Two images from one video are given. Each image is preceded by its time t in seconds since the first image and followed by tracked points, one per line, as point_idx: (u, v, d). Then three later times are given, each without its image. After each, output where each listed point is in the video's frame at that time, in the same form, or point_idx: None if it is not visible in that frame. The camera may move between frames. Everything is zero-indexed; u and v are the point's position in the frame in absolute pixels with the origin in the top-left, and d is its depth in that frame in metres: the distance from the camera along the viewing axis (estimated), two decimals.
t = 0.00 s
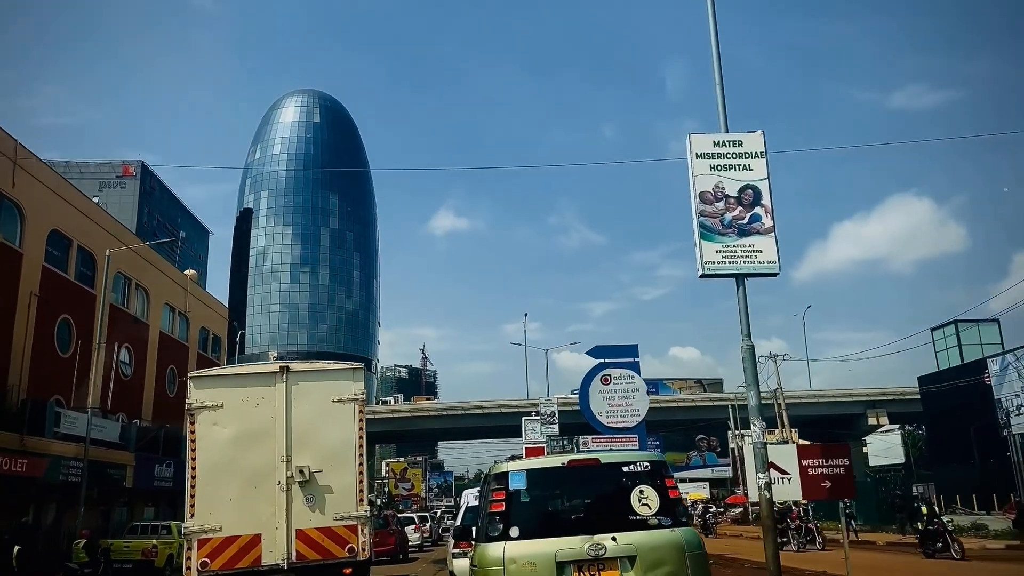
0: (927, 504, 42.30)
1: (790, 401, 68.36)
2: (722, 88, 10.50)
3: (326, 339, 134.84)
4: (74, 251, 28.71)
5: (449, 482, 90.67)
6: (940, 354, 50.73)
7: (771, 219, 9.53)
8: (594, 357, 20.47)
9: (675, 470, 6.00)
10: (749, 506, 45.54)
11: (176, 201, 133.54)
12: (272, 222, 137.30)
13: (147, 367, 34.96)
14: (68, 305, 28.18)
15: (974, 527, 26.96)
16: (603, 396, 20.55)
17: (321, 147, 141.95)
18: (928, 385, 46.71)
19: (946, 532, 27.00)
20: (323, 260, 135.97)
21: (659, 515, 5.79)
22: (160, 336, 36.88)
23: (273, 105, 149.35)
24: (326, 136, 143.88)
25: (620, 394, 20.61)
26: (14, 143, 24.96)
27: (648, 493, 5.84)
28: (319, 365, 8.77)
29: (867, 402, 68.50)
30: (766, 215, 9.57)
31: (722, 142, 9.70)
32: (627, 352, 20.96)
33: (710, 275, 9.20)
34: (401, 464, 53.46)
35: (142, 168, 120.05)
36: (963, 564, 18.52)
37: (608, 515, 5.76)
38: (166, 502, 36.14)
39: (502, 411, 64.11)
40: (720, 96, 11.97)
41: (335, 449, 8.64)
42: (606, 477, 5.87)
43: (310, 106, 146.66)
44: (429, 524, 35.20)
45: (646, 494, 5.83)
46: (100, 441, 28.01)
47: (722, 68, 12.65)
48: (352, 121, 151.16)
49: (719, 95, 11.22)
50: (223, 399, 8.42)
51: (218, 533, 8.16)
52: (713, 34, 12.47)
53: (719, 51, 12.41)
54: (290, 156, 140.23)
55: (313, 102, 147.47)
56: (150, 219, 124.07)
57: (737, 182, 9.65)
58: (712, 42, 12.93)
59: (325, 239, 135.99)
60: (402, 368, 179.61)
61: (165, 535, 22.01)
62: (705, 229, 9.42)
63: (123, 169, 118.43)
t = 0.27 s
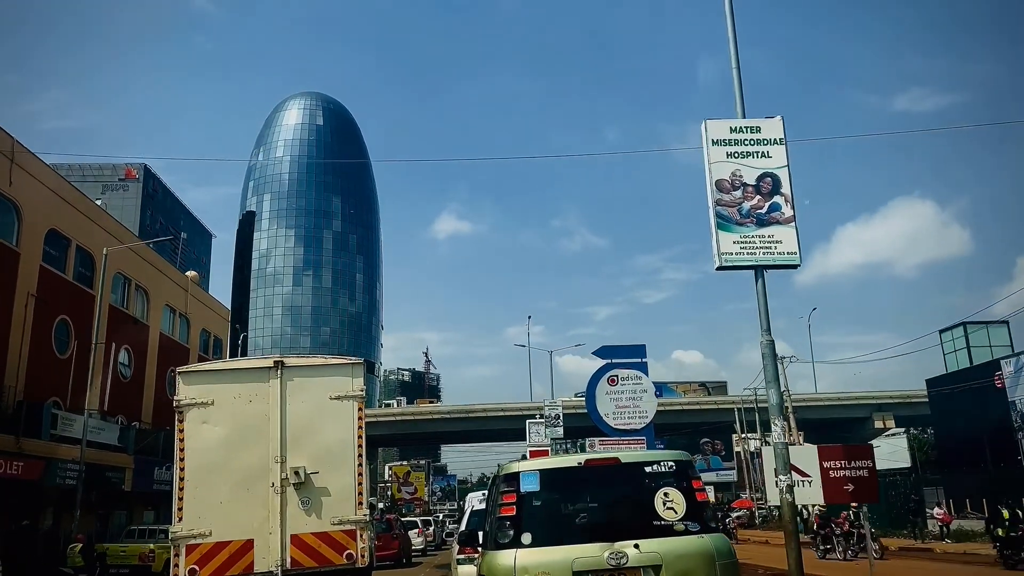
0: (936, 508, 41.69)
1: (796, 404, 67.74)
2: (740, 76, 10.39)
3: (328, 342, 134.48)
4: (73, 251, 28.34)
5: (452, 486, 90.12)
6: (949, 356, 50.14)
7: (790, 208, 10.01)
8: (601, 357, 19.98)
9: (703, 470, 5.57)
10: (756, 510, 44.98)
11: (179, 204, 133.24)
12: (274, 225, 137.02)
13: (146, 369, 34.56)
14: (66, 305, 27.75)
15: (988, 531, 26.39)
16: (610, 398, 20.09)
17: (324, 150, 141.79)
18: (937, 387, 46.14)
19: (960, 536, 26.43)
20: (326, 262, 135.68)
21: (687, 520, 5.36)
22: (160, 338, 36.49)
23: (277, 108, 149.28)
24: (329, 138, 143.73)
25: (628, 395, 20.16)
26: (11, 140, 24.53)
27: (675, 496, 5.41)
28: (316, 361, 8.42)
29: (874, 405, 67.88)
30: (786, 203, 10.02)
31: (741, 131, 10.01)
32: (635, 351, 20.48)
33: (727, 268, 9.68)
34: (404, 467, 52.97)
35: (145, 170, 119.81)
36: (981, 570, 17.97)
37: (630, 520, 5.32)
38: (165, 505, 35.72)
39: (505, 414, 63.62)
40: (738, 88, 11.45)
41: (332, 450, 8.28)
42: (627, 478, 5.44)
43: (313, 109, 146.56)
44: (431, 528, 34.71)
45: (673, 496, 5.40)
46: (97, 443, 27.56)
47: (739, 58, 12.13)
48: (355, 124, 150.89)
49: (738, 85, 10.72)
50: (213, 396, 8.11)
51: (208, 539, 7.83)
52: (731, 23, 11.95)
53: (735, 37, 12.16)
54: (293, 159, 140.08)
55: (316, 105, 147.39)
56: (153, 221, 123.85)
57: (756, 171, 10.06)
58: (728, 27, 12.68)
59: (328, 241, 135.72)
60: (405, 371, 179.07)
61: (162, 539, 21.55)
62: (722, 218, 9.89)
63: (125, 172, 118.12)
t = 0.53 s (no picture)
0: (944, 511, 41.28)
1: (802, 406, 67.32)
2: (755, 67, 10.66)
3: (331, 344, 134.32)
4: (73, 250, 28.11)
5: (455, 489, 89.74)
6: (956, 356, 49.78)
7: (806, 198, 10.20)
8: (607, 356, 19.69)
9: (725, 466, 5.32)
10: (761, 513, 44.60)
11: (182, 207, 133.20)
12: (278, 227, 136.96)
13: (148, 371, 34.36)
14: (66, 305, 27.52)
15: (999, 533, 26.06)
16: (617, 398, 19.75)
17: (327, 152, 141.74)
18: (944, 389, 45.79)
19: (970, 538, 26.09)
20: (329, 264, 135.55)
21: (709, 520, 5.13)
22: (162, 339, 36.28)
23: (279, 110, 149.30)
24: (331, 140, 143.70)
25: (634, 396, 19.79)
26: (10, 138, 24.27)
27: (697, 494, 5.17)
28: (313, 355, 8.23)
29: (879, 407, 67.45)
30: (801, 193, 10.23)
31: (754, 116, 10.33)
32: (641, 350, 20.20)
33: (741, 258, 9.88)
34: (408, 470, 52.66)
35: (148, 173, 119.64)
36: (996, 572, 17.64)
37: (648, 521, 5.09)
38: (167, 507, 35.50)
39: (509, 416, 63.30)
40: (752, 76, 11.42)
41: (330, 448, 8.07)
42: (645, 474, 5.19)
43: (315, 111, 146.57)
44: (435, 530, 34.42)
45: (694, 494, 5.16)
46: (97, 445, 27.29)
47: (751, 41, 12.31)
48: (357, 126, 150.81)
49: (753, 78, 11.03)
50: (206, 392, 7.93)
51: (201, 540, 7.62)
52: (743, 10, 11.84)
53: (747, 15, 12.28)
54: (296, 161, 140.02)
55: (319, 107, 147.39)
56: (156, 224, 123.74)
57: (771, 159, 10.31)
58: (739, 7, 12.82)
59: (331, 243, 135.61)
60: (408, 374, 178.75)
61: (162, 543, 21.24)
62: (736, 208, 10.18)
63: (128, 174, 118.06)
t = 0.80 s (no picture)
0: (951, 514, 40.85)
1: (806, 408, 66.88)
2: (766, 54, 10.62)
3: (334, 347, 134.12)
4: (72, 251, 27.85)
5: (458, 492, 89.38)
6: (962, 359, 49.42)
7: (819, 191, 10.17)
8: (612, 357, 19.39)
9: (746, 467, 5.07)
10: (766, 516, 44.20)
11: (184, 210, 133.06)
12: (280, 230, 136.84)
13: (148, 373, 34.12)
14: (65, 307, 27.29)
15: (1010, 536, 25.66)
16: (621, 400, 19.45)
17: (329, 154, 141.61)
18: (950, 391, 45.38)
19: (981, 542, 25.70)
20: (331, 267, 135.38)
21: (729, 523, 4.87)
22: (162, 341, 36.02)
23: (282, 113, 149.27)
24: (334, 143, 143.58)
25: (639, 397, 19.49)
26: (9, 138, 24.02)
27: (717, 496, 4.92)
28: (309, 352, 8.01)
29: (884, 409, 66.99)
30: (815, 185, 10.16)
31: (766, 107, 10.28)
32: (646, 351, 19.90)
33: (754, 254, 9.81)
34: (410, 473, 52.32)
35: (150, 176, 119.45)
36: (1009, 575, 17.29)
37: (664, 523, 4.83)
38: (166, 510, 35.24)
39: (512, 419, 62.95)
40: (762, 64, 11.24)
41: (326, 448, 7.84)
42: (660, 474, 4.96)
43: (317, 114, 146.50)
44: (438, 533, 34.09)
45: (715, 496, 4.91)
46: (96, 447, 27.05)
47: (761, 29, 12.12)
48: (360, 129, 150.76)
49: (763, 63, 10.94)
50: (198, 389, 7.72)
51: (192, 544, 7.39)
52: None
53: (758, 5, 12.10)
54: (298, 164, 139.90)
55: (321, 110, 147.33)
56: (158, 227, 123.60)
57: (783, 151, 10.28)
58: None
59: (333, 246, 135.42)
60: (411, 377, 178.41)
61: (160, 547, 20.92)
62: (748, 201, 10.11)
63: (131, 177, 117.93)
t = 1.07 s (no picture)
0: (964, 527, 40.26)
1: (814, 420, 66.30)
2: (779, 52, 10.89)
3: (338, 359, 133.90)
4: (75, 262, 27.73)
5: (463, 505, 88.82)
6: (972, 369, 48.94)
7: (833, 192, 10.49)
8: (619, 367, 19.14)
9: (768, 479, 4.83)
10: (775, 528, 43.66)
11: (190, 222, 133.36)
12: (285, 242, 136.96)
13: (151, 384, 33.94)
14: (67, 317, 27.12)
15: None
16: (628, 410, 19.14)
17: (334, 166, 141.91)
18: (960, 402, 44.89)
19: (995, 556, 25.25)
20: (336, 279, 135.37)
21: (750, 537, 4.61)
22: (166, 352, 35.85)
23: (287, 125, 149.80)
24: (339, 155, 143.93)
25: (646, 408, 19.19)
26: (12, 147, 23.93)
27: (738, 508, 4.66)
28: (307, 359, 7.81)
29: (893, 420, 66.40)
30: (829, 187, 10.48)
31: (779, 108, 10.60)
32: (653, 361, 19.63)
33: (767, 256, 10.13)
34: (415, 485, 51.93)
35: (157, 188, 119.60)
36: None
37: (681, 537, 4.58)
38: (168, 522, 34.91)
39: (517, 430, 62.59)
40: (774, 59, 11.25)
41: (324, 458, 7.61)
42: (678, 485, 4.72)
43: (323, 126, 147.02)
44: (442, 547, 33.65)
45: (735, 507, 4.66)
46: (98, 459, 26.79)
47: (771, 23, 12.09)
48: (365, 140, 151.08)
49: (775, 60, 11.11)
50: (192, 397, 7.53)
51: (183, 558, 7.15)
52: None
53: None
54: (303, 176, 140.25)
55: (326, 122, 147.85)
56: (163, 239, 123.73)
57: (796, 152, 10.61)
58: None
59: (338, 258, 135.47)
60: (416, 389, 177.82)
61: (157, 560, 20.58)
62: (761, 202, 10.45)
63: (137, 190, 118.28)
